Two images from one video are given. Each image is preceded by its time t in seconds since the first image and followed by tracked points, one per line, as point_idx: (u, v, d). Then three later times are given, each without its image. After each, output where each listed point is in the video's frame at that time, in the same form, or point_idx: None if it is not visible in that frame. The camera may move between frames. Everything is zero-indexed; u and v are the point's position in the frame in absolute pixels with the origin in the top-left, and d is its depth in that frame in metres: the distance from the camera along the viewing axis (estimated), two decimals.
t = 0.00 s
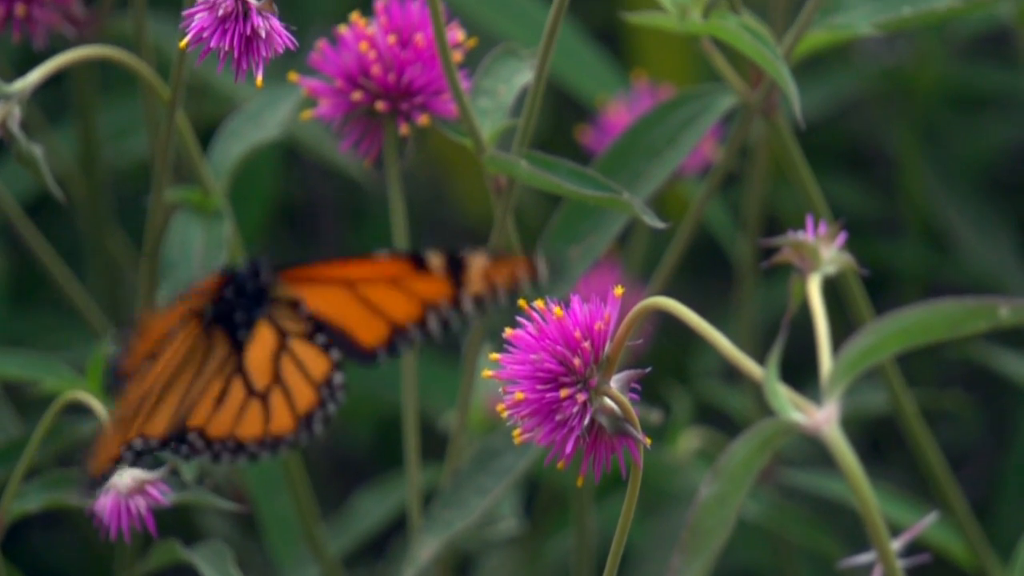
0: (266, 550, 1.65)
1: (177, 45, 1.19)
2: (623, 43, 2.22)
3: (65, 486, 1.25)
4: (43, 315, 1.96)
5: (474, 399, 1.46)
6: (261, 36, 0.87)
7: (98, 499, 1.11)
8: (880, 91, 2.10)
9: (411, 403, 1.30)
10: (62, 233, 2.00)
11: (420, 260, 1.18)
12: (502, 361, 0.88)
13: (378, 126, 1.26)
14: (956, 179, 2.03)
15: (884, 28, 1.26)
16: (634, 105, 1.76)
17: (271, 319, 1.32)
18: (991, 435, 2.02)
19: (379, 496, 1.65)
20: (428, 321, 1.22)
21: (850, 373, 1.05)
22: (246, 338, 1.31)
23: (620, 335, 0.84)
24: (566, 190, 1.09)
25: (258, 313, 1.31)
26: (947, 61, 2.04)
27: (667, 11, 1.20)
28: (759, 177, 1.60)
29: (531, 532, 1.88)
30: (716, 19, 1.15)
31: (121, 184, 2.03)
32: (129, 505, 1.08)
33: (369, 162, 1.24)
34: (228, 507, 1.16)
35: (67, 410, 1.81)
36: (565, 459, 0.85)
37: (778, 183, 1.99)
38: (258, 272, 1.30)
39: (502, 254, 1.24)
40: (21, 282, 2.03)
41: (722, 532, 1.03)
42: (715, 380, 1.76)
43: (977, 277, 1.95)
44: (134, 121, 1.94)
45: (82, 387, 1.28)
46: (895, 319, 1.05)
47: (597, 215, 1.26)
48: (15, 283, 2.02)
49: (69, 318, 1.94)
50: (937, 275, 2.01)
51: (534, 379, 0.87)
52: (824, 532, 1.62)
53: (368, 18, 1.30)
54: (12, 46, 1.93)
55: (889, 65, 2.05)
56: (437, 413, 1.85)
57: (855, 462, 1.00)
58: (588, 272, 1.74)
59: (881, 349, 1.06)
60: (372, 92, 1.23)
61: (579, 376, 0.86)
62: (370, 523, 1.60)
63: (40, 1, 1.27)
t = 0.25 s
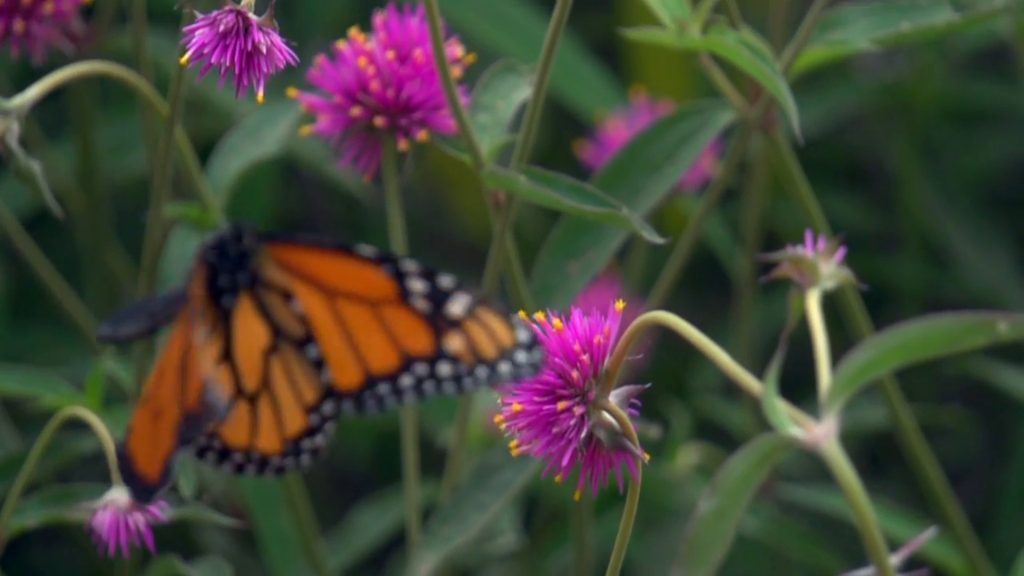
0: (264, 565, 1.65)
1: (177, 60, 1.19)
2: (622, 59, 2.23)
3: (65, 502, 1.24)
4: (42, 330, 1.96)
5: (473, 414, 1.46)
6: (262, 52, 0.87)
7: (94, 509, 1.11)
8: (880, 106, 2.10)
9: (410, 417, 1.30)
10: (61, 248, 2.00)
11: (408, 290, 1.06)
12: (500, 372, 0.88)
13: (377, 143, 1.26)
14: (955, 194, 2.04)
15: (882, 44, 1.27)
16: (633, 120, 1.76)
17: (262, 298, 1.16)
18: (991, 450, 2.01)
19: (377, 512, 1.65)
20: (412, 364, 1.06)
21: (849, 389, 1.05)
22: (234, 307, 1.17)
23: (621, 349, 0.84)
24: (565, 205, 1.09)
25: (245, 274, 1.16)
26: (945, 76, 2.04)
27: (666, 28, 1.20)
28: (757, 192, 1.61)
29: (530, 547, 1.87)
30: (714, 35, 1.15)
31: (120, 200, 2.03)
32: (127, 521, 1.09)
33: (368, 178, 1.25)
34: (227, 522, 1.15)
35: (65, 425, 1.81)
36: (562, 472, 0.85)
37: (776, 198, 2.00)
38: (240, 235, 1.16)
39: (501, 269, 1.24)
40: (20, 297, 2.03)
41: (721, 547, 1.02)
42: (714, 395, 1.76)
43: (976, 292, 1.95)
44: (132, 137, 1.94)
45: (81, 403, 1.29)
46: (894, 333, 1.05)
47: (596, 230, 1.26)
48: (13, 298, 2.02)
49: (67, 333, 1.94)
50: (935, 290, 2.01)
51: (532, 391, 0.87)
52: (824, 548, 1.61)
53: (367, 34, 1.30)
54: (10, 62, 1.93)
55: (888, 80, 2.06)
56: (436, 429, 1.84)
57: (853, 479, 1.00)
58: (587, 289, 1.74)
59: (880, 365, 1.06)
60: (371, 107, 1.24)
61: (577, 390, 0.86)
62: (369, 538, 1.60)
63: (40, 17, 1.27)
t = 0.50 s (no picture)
0: None
1: (176, 75, 1.19)
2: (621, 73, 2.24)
3: (64, 516, 1.24)
4: (40, 343, 1.95)
5: (472, 427, 1.46)
6: (264, 65, 0.87)
7: (93, 528, 1.07)
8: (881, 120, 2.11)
9: (408, 430, 1.30)
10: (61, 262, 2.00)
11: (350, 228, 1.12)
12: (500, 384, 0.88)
13: (376, 157, 1.27)
14: (955, 207, 2.04)
15: (881, 58, 1.27)
16: (633, 133, 1.77)
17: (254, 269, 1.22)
18: (990, 463, 2.01)
19: (377, 526, 1.65)
20: (371, 298, 1.17)
21: (847, 402, 1.05)
22: (231, 283, 1.23)
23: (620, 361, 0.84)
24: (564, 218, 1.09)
25: (239, 250, 1.21)
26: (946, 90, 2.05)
27: (665, 42, 1.21)
28: (756, 206, 1.61)
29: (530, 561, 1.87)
30: (713, 49, 1.15)
31: (120, 214, 2.04)
32: (126, 535, 1.05)
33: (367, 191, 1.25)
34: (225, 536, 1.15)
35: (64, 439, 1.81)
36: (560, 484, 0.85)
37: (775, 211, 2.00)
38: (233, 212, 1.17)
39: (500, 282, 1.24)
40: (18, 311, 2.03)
41: (719, 560, 1.02)
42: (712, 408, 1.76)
43: (975, 307, 1.95)
44: (132, 151, 1.95)
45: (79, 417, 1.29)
46: (893, 347, 1.05)
47: (595, 243, 1.26)
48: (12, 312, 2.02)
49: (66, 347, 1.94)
50: (934, 304, 2.02)
51: (531, 403, 0.86)
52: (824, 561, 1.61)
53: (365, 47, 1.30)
54: (9, 76, 1.94)
55: (887, 94, 2.06)
56: (435, 442, 1.84)
57: (851, 490, 1.00)
58: (586, 302, 1.75)
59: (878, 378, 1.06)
60: (370, 121, 1.24)
61: (576, 403, 0.86)
62: (367, 552, 1.60)
63: (38, 31, 1.27)
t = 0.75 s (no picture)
0: None
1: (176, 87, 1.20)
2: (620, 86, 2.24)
3: (62, 528, 1.24)
4: (40, 356, 1.95)
5: (471, 439, 1.46)
6: (265, 77, 0.88)
7: (93, 541, 1.07)
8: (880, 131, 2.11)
9: (407, 442, 1.30)
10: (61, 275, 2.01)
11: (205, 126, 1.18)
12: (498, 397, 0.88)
13: (375, 168, 1.26)
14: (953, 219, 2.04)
15: (879, 69, 1.27)
16: (632, 145, 1.77)
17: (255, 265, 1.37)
18: (990, 475, 2.01)
19: (375, 538, 1.65)
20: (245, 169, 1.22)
21: (844, 415, 1.06)
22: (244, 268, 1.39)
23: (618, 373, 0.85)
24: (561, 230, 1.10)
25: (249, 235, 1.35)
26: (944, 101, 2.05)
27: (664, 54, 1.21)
28: (754, 218, 1.61)
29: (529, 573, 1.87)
30: (712, 61, 1.16)
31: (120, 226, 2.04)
32: (125, 548, 1.05)
33: (365, 203, 1.25)
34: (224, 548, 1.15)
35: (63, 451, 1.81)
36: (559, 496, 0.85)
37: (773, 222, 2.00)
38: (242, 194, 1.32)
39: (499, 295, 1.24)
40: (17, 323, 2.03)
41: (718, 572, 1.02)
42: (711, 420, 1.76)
43: (975, 318, 1.95)
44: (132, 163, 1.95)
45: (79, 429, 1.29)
46: (891, 358, 1.04)
47: (594, 256, 1.27)
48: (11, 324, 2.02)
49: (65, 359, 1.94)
50: (933, 315, 2.02)
51: (530, 416, 0.86)
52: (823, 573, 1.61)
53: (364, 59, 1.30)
54: (8, 88, 1.94)
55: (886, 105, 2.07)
56: (434, 454, 1.84)
57: (850, 503, 1.00)
58: (585, 314, 1.75)
59: (876, 390, 1.06)
60: (368, 133, 1.24)
61: (575, 415, 0.86)
62: (366, 564, 1.60)
63: (36, 43, 1.28)
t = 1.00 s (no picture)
0: None
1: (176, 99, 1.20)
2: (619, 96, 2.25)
3: (61, 539, 1.24)
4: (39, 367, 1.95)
5: (470, 451, 1.46)
6: (268, 88, 0.88)
7: (92, 552, 1.07)
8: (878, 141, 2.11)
9: (406, 454, 1.30)
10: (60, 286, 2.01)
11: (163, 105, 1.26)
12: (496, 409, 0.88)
13: (374, 179, 1.27)
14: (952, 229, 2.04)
15: (879, 81, 1.28)
16: (631, 156, 1.77)
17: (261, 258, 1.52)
18: (990, 486, 2.01)
19: (375, 550, 1.64)
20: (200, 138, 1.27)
21: (842, 425, 1.06)
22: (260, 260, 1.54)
23: (615, 384, 0.85)
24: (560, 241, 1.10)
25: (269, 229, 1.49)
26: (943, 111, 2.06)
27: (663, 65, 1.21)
28: (754, 229, 1.61)
29: None
30: (710, 71, 1.16)
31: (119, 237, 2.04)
32: (124, 559, 1.05)
33: (364, 214, 1.25)
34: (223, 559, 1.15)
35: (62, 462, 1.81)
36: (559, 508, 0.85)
37: (772, 232, 2.00)
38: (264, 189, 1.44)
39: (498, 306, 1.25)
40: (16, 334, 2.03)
41: None
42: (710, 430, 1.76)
43: (973, 329, 1.95)
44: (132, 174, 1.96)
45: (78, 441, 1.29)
46: (888, 369, 1.05)
47: (593, 267, 1.27)
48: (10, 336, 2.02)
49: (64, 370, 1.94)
50: (932, 326, 2.02)
51: (529, 428, 0.86)
52: None
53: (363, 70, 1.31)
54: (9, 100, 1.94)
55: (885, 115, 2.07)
56: (434, 466, 1.84)
57: (848, 514, 1.00)
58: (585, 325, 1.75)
59: (874, 400, 1.06)
60: (367, 144, 1.24)
61: (574, 426, 0.86)
62: None
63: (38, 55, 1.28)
